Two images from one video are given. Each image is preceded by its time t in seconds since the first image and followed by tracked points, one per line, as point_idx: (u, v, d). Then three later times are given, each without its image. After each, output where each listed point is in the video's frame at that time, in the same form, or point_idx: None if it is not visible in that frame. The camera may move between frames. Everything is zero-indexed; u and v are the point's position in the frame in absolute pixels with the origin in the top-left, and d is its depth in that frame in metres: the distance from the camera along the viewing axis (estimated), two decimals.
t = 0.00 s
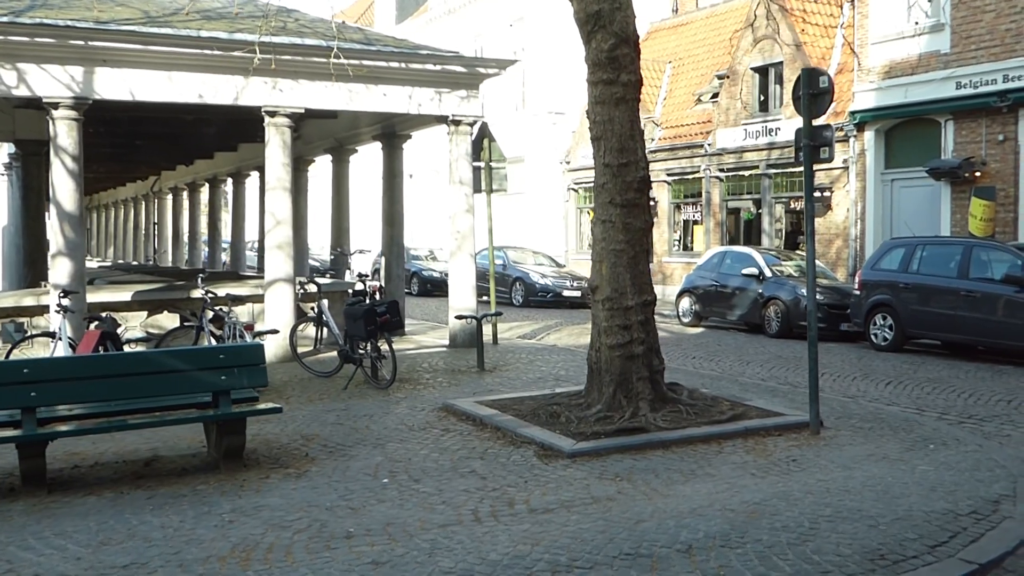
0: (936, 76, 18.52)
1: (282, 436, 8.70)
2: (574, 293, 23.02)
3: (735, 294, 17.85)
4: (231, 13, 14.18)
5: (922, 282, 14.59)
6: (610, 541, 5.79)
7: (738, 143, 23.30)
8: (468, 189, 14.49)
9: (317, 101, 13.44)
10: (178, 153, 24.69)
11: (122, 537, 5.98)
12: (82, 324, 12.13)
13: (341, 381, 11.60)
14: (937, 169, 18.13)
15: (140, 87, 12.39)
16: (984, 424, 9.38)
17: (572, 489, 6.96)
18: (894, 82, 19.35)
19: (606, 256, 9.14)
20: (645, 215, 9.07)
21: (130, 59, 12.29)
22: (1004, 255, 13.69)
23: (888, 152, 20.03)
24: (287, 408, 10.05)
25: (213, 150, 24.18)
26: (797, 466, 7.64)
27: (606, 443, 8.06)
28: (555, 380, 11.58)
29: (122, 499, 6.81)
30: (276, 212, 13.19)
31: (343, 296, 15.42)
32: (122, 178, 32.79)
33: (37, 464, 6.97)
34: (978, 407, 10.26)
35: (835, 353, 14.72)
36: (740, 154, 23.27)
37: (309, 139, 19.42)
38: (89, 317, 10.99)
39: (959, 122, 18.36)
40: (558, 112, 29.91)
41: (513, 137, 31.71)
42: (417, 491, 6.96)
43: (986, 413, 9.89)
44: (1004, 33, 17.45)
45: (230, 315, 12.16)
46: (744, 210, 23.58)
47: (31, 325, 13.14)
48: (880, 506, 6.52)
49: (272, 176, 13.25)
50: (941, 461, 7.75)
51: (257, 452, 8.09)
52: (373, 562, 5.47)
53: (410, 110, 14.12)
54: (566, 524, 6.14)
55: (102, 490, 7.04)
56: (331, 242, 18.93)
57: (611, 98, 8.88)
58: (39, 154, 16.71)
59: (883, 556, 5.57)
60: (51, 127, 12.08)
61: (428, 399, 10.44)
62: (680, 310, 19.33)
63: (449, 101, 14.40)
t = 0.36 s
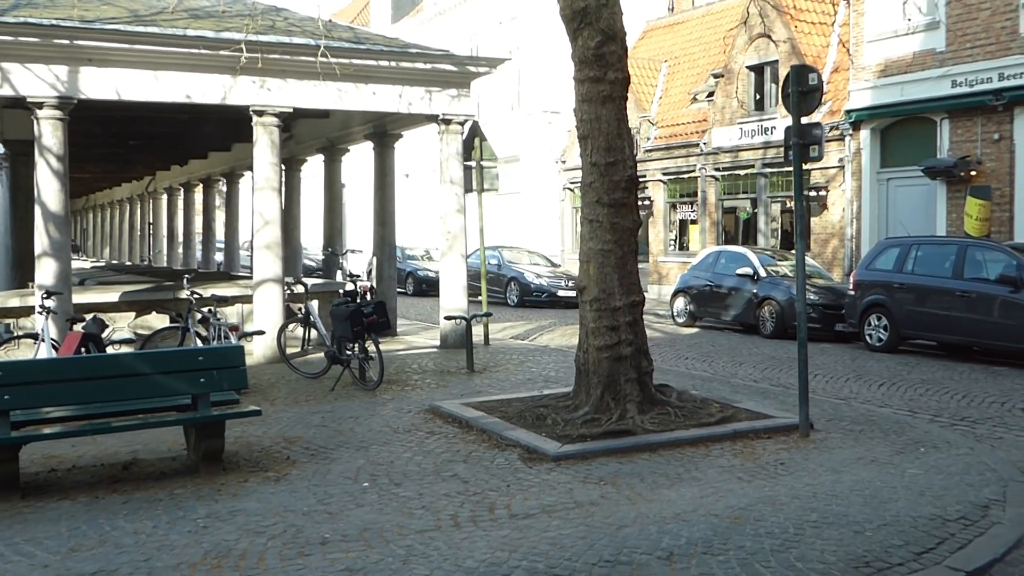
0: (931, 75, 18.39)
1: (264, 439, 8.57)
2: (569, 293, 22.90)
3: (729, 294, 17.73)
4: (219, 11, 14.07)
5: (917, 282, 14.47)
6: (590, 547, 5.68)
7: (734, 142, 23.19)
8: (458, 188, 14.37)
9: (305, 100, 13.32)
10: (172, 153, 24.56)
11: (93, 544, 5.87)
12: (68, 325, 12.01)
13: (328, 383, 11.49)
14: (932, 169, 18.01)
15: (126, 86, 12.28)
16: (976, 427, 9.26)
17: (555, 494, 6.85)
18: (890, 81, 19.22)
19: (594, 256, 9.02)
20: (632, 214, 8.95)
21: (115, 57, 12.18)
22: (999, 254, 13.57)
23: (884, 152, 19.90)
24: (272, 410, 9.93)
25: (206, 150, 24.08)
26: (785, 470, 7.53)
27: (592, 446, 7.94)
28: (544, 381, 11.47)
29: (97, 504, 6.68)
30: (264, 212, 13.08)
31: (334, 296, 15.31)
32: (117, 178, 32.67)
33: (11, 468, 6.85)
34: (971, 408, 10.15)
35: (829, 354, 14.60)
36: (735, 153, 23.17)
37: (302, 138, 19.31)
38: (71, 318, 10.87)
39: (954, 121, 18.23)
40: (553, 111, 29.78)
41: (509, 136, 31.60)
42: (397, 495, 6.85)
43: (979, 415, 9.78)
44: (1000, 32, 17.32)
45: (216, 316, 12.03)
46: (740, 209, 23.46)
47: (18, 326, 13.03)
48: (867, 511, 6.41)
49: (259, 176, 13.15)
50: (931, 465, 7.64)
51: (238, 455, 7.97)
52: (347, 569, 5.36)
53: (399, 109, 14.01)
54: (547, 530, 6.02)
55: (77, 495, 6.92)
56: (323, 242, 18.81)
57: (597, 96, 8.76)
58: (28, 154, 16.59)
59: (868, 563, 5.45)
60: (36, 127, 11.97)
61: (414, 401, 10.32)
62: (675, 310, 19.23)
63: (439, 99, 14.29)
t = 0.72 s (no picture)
0: (932, 72, 18.19)
1: (245, 441, 8.45)
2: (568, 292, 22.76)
3: (727, 294, 17.57)
4: (210, 8, 13.94)
5: (916, 281, 14.30)
6: (565, 554, 5.53)
7: (734, 140, 23.00)
8: (452, 186, 14.22)
9: (296, 98, 13.18)
10: (170, 151, 24.46)
11: (58, 550, 5.74)
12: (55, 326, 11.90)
13: (317, 383, 11.36)
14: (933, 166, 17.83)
15: (114, 83, 12.16)
16: (971, 428, 9.10)
17: (535, 499, 6.70)
18: (891, 78, 19.02)
19: (581, 256, 8.87)
20: (621, 213, 8.80)
21: (103, 55, 12.06)
22: (999, 253, 13.39)
23: (884, 150, 19.71)
24: (256, 412, 9.80)
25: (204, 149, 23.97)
26: (772, 474, 7.37)
27: (577, 449, 7.80)
28: (536, 381, 11.33)
29: (67, 508, 6.56)
30: (255, 211, 12.96)
31: (327, 295, 15.19)
32: (117, 177, 32.61)
33: None
34: (967, 410, 9.98)
35: (826, 354, 14.42)
36: (736, 151, 22.98)
37: (298, 137, 19.18)
38: (55, 319, 10.74)
39: (955, 118, 18.03)
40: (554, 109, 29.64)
41: (510, 134, 31.45)
42: (374, 500, 6.70)
43: (975, 417, 9.61)
44: (1002, 28, 17.13)
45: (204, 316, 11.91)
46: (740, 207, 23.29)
47: (5, 326, 12.92)
48: (853, 517, 6.25)
49: (250, 174, 13.01)
50: (922, 469, 7.47)
51: (216, 458, 7.84)
52: None
53: (392, 107, 13.87)
54: (522, 537, 5.88)
55: (48, 499, 6.79)
56: (318, 241, 18.67)
57: (585, 93, 8.60)
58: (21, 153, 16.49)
59: (850, 572, 5.30)
60: (22, 125, 11.86)
61: (402, 402, 10.19)
62: (673, 309, 19.06)
63: (432, 97, 14.14)
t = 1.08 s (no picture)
0: (947, 67, 17.84)
1: (231, 447, 8.27)
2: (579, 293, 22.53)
3: (738, 295, 17.29)
4: (209, 8, 13.81)
5: (929, 282, 13.97)
6: (544, 570, 5.31)
7: (746, 139, 22.68)
8: (454, 187, 14.02)
9: (295, 98, 13.02)
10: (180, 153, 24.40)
11: (22, 563, 5.56)
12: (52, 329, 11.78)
13: (313, 387, 11.19)
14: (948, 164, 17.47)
15: (111, 84, 12.04)
16: (980, 435, 8.80)
17: (519, 509, 6.48)
18: (905, 74, 18.67)
19: (576, 258, 8.64)
20: (616, 213, 8.57)
21: (99, 55, 11.94)
22: (1013, 253, 13.06)
23: (899, 147, 19.36)
24: (248, 417, 9.62)
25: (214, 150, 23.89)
26: (769, 483, 7.11)
27: (568, 457, 7.57)
28: (536, 385, 11.10)
29: (39, 518, 6.39)
30: (254, 213, 12.82)
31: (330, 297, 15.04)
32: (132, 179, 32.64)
33: None
34: (977, 415, 9.67)
35: (836, 356, 14.12)
36: (748, 149, 22.68)
37: (305, 137, 19.05)
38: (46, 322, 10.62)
39: (971, 115, 17.67)
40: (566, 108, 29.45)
41: (523, 134, 31.26)
42: (354, 510, 6.50)
43: (985, 423, 9.31)
44: (1017, 22, 16.77)
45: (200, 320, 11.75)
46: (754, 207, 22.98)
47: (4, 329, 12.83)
48: (848, 530, 5.99)
49: (249, 175, 12.86)
50: (926, 478, 7.19)
51: (199, 465, 7.66)
52: None
53: (392, 107, 13.69)
54: (501, 550, 5.65)
55: (22, 508, 6.63)
56: (325, 242, 18.53)
57: (578, 90, 8.38)
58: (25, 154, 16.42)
59: None
60: (18, 126, 11.73)
61: (396, 407, 9.98)
62: (684, 310, 18.77)
63: (434, 96, 13.95)
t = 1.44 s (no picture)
0: (974, 62, 17.35)
1: (217, 456, 8.05)
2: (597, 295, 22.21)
3: (756, 297, 16.91)
4: (215, 7, 13.64)
5: (952, 284, 13.53)
6: None
7: (768, 138, 22.23)
8: (462, 187, 13.75)
9: (298, 98, 12.82)
10: (199, 155, 24.36)
11: None
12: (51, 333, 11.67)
13: (313, 392, 10.96)
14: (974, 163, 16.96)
15: (111, 86, 11.89)
16: (998, 445, 8.39)
17: (501, 524, 6.19)
18: (930, 70, 18.19)
19: (573, 260, 8.34)
20: (614, 214, 8.25)
21: (99, 56, 11.80)
22: None
23: (924, 145, 18.86)
24: (241, 424, 9.41)
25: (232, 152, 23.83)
26: (769, 496, 6.77)
27: (560, 468, 7.27)
28: (539, 391, 10.81)
29: (7, 530, 6.20)
30: (257, 215, 12.63)
31: (338, 301, 14.84)
32: (155, 181, 32.73)
33: None
34: (996, 424, 9.25)
35: (855, 360, 13.70)
36: (771, 148, 22.24)
37: (318, 138, 18.87)
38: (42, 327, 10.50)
39: (998, 111, 17.15)
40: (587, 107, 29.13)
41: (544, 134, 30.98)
42: (330, 524, 6.25)
43: (1004, 432, 8.89)
44: None
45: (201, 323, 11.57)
46: (777, 207, 22.54)
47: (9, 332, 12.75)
48: (846, 549, 5.65)
49: (252, 176, 12.67)
50: (935, 492, 6.82)
51: (180, 475, 7.44)
52: None
53: (398, 106, 13.45)
54: (475, 569, 5.38)
55: None
56: (337, 243, 18.35)
57: (574, 87, 8.09)
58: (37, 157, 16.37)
59: None
60: (18, 128, 11.61)
61: (393, 413, 9.73)
62: (702, 313, 18.38)
63: (441, 95, 13.69)
